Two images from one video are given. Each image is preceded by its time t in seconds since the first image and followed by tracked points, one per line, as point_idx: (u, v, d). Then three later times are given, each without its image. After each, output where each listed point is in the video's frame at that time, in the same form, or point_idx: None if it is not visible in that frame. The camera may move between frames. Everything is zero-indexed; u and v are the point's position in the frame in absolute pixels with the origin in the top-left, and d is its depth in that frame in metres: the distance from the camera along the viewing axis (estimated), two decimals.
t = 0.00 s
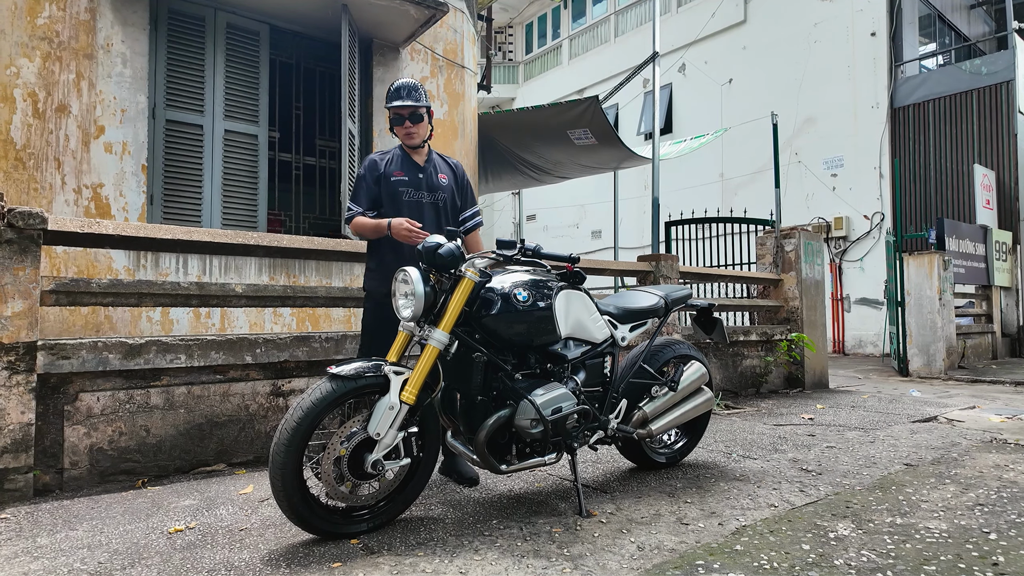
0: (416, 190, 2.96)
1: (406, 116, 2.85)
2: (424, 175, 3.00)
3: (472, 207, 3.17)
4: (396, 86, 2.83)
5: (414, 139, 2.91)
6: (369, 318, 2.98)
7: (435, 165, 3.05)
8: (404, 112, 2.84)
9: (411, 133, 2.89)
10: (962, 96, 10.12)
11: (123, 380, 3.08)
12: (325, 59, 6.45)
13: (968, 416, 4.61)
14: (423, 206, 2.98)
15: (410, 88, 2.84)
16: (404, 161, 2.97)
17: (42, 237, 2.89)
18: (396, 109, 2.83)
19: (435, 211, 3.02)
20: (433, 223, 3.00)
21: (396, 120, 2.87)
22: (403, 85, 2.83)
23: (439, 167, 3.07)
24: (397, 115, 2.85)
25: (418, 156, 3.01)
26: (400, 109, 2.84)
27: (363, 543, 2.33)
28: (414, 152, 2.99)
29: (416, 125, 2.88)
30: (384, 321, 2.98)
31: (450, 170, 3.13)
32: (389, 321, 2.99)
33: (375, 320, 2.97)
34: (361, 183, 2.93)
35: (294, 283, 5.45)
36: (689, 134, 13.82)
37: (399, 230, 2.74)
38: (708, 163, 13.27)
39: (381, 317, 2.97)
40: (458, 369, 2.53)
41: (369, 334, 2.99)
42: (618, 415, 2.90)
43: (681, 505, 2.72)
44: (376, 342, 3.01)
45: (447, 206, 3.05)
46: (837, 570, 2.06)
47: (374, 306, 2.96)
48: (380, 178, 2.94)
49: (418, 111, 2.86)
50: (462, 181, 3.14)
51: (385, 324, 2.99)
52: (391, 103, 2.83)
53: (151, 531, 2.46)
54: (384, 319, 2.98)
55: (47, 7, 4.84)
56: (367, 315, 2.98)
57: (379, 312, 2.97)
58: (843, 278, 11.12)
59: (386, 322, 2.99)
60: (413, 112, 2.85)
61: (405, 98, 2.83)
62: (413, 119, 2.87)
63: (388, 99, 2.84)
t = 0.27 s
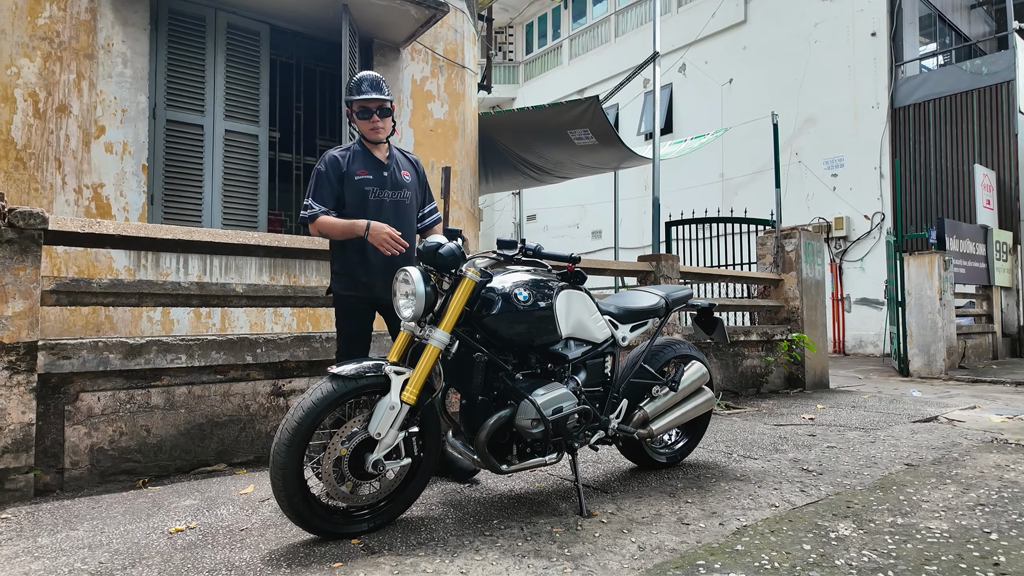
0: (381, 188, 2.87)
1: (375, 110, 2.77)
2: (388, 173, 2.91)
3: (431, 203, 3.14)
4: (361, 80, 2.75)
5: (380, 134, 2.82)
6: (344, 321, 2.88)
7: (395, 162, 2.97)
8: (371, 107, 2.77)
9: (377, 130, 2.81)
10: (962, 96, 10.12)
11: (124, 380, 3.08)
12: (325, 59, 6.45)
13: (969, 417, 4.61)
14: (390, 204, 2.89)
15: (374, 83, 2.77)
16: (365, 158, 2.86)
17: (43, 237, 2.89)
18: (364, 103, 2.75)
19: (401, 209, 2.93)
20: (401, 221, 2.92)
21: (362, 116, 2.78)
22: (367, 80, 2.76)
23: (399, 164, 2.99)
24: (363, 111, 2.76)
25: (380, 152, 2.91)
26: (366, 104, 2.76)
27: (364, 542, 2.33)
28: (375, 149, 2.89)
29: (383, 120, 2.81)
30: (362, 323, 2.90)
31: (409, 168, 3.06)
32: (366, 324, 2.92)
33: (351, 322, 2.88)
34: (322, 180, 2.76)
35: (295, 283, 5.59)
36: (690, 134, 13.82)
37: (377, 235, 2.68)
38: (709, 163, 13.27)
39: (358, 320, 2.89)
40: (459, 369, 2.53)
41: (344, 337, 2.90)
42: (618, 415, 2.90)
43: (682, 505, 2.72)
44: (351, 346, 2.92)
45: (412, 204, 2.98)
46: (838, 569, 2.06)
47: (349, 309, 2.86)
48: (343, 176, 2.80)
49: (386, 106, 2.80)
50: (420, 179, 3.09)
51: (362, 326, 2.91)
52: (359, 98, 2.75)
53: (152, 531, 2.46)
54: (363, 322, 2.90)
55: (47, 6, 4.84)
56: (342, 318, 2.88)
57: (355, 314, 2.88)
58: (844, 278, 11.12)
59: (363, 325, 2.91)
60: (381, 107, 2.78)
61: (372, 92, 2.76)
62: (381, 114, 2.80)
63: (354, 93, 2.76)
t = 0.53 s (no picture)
0: (365, 185, 2.88)
1: (362, 109, 2.77)
2: (371, 170, 2.92)
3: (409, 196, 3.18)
4: (345, 78, 2.74)
5: (364, 132, 2.83)
6: (338, 321, 2.85)
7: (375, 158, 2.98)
8: (357, 106, 2.76)
9: (362, 128, 2.81)
10: (962, 96, 10.13)
11: (124, 380, 3.08)
12: (326, 59, 6.46)
13: (969, 416, 4.61)
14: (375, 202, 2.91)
15: (357, 81, 2.78)
16: (348, 156, 2.85)
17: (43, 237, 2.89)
18: (352, 102, 2.74)
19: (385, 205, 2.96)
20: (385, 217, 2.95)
21: (347, 115, 2.77)
22: (351, 78, 2.76)
23: (379, 160, 3.00)
24: (349, 110, 2.76)
25: (361, 150, 2.91)
26: (352, 103, 2.76)
27: (364, 542, 2.33)
28: (355, 146, 2.88)
29: (368, 119, 2.82)
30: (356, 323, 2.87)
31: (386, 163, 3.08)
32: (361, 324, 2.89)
33: (345, 323, 2.85)
34: (306, 179, 2.70)
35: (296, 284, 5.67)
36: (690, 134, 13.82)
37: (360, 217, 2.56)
38: (709, 163, 13.26)
39: (353, 320, 2.86)
40: (459, 368, 2.53)
41: (338, 337, 2.86)
42: (618, 415, 2.90)
43: (682, 505, 2.72)
44: (346, 346, 2.89)
45: (393, 200, 3.02)
46: (838, 569, 2.06)
47: (344, 309, 2.83)
48: (330, 175, 2.78)
49: (371, 105, 2.80)
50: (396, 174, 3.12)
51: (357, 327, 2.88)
52: (345, 97, 2.74)
53: (152, 530, 2.46)
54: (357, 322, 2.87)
55: (48, 7, 4.85)
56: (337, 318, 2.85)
57: (349, 314, 2.85)
58: (844, 278, 11.11)
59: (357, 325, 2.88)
60: (367, 106, 2.79)
61: (357, 91, 2.76)
62: (368, 113, 2.80)
63: (338, 92, 2.74)
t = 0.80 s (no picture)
0: (358, 183, 2.85)
1: (351, 108, 2.76)
2: (363, 168, 2.89)
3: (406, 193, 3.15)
4: (334, 78, 2.74)
5: (354, 131, 2.81)
6: (333, 321, 2.81)
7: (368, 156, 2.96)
8: (347, 104, 2.75)
9: (353, 127, 2.80)
10: (963, 96, 10.12)
11: (124, 379, 3.09)
12: (325, 59, 6.46)
13: (970, 416, 4.61)
14: (368, 199, 2.88)
15: (345, 80, 2.77)
16: (339, 155, 2.84)
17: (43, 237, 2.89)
18: (339, 100, 2.73)
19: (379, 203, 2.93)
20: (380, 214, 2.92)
21: (337, 114, 2.76)
22: (339, 77, 2.76)
23: (372, 158, 2.98)
24: (338, 109, 2.75)
25: (352, 148, 2.88)
26: (341, 101, 2.74)
27: (364, 542, 2.33)
28: (347, 145, 2.87)
29: (358, 117, 2.81)
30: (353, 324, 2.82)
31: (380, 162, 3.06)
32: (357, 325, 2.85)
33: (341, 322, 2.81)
34: (299, 181, 2.70)
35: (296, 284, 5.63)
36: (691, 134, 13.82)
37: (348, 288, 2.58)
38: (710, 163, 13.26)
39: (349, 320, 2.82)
40: (459, 368, 2.53)
41: (333, 337, 2.82)
42: (619, 415, 2.90)
43: (682, 505, 2.72)
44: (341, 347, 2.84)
45: (388, 198, 2.99)
46: (838, 569, 2.06)
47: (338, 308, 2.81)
48: (322, 174, 2.76)
49: (360, 103, 2.79)
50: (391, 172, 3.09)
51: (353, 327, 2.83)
52: (334, 96, 2.73)
53: (152, 530, 2.46)
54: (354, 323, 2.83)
55: (49, 7, 4.85)
56: (332, 317, 2.81)
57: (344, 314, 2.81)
58: (844, 278, 11.11)
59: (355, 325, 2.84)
60: (356, 104, 2.78)
61: (345, 90, 2.75)
62: (356, 111, 2.78)
63: (327, 91, 2.74)
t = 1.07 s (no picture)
0: (358, 187, 2.84)
1: (359, 111, 2.77)
2: (365, 172, 2.88)
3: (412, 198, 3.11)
4: (344, 80, 2.75)
5: (360, 134, 2.81)
6: (332, 320, 2.83)
7: (372, 160, 2.94)
8: (354, 107, 2.75)
9: (359, 130, 2.80)
10: (963, 96, 10.12)
11: (125, 380, 3.09)
12: (326, 59, 6.47)
13: (970, 416, 4.61)
14: (367, 203, 2.86)
15: (355, 83, 2.77)
16: (342, 158, 2.83)
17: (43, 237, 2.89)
18: (347, 102, 2.73)
19: (379, 207, 2.91)
20: (379, 218, 2.89)
21: (344, 117, 2.77)
22: (351, 80, 2.76)
23: (376, 162, 2.96)
24: (345, 111, 2.75)
25: (356, 151, 2.88)
26: (349, 103, 2.75)
27: (364, 542, 2.33)
28: (351, 148, 2.86)
29: (366, 121, 2.81)
30: (349, 325, 2.84)
31: (386, 166, 3.04)
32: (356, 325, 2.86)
33: (339, 323, 2.82)
34: (297, 182, 2.72)
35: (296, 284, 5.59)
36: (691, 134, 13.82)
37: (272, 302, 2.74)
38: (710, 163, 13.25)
39: (347, 320, 2.83)
40: (459, 368, 2.53)
41: (332, 336, 2.83)
42: (618, 415, 2.90)
43: (682, 505, 2.72)
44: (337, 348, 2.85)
45: (389, 202, 2.96)
46: (838, 569, 2.06)
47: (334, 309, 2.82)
48: (321, 176, 2.76)
49: (368, 107, 2.79)
50: (397, 177, 3.07)
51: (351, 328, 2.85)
52: (342, 98, 2.73)
53: (152, 530, 2.46)
54: (352, 323, 2.85)
55: (49, 7, 4.85)
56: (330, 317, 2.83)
57: (341, 314, 2.82)
58: (845, 278, 11.10)
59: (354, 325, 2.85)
60: (365, 108, 2.78)
61: (356, 93, 2.75)
62: (364, 115, 2.78)
63: (336, 92, 2.74)
